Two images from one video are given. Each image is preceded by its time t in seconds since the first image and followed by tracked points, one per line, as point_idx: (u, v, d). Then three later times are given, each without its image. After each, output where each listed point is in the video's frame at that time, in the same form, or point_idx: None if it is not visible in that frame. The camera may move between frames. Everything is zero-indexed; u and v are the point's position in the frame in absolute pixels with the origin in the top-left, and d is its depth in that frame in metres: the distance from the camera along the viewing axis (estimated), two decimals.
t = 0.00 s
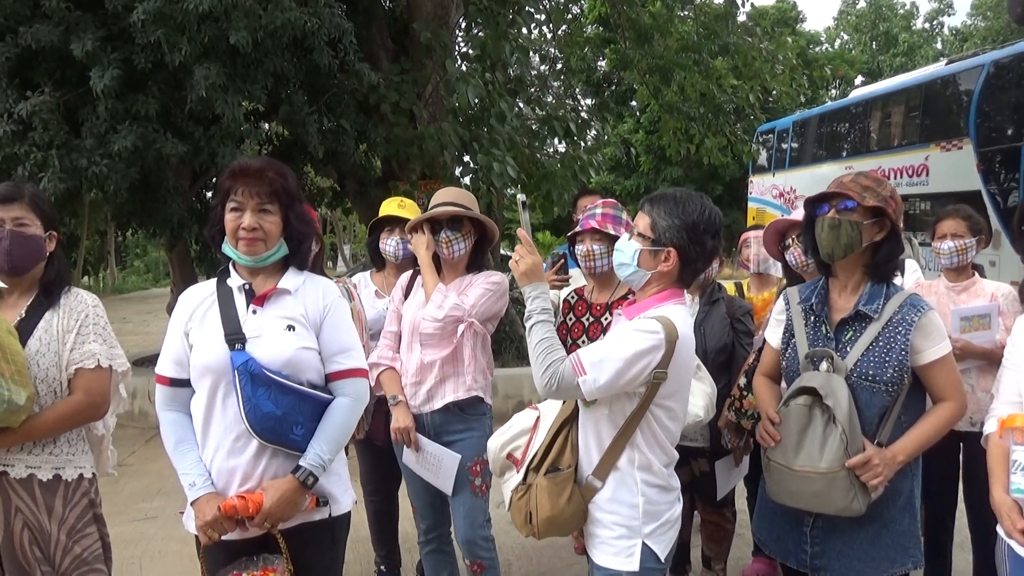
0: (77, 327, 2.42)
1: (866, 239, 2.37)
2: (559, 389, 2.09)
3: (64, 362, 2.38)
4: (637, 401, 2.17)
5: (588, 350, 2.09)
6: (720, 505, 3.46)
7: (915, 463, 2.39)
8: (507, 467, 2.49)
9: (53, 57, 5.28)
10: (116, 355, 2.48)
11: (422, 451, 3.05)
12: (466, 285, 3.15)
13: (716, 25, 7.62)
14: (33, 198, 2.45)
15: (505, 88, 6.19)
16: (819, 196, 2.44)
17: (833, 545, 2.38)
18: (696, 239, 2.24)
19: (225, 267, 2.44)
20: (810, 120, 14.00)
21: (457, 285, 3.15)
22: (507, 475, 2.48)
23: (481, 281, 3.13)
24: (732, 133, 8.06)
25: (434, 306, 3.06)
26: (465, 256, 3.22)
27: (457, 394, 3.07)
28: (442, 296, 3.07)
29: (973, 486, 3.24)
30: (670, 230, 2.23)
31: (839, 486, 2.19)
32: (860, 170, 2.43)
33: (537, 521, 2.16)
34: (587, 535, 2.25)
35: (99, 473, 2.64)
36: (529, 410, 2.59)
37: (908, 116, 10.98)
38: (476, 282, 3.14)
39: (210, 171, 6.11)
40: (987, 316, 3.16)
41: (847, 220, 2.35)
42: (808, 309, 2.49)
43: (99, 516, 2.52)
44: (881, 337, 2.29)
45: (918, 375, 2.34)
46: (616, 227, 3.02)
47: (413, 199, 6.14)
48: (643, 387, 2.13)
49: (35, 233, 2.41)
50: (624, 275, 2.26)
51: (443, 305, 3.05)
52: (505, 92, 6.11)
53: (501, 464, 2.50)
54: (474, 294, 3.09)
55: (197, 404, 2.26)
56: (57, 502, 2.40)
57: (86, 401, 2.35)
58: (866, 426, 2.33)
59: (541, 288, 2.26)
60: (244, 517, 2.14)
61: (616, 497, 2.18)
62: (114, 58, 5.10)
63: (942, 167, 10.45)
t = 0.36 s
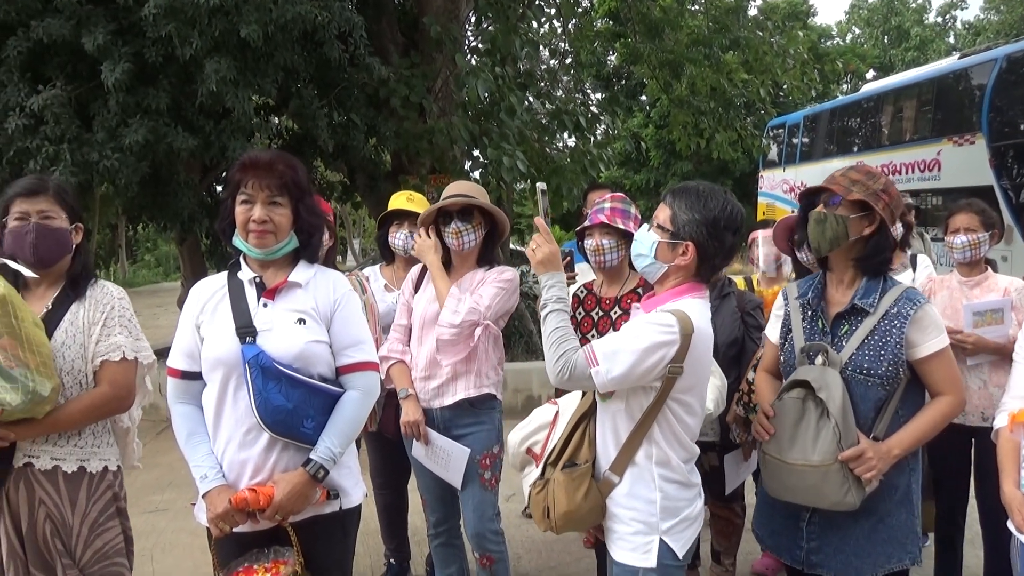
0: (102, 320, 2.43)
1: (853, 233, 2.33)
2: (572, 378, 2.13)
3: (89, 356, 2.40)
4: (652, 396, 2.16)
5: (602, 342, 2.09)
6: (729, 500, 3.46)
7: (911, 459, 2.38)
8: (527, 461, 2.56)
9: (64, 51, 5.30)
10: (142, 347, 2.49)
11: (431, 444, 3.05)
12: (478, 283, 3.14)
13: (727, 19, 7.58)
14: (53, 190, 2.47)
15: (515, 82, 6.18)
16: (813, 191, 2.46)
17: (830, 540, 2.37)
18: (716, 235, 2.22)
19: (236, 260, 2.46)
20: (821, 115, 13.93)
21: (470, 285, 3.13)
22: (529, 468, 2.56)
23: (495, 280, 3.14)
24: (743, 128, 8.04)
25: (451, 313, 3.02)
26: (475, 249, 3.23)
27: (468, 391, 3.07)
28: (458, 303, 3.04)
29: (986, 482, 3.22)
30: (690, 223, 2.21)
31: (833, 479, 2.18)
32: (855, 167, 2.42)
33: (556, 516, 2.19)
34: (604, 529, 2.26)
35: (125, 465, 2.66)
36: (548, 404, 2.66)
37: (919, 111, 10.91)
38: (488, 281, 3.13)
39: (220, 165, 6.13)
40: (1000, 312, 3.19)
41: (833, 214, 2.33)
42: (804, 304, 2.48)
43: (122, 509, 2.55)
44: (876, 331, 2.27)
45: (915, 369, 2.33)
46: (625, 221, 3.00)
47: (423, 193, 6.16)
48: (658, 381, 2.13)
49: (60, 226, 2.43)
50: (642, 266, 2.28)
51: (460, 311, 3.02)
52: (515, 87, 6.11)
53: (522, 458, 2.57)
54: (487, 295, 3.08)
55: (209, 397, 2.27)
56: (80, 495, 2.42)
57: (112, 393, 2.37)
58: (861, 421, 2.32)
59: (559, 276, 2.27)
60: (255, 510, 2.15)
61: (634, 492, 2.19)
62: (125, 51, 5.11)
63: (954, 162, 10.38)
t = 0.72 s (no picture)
0: (117, 310, 2.45)
1: (845, 232, 2.33)
2: (573, 370, 2.17)
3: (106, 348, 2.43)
4: (653, 392, 2.15)
5: (604, 336, 2.11)
6: (736, 496, 3.46)
7: (906, 457, 2.37)
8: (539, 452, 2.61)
9: (75, 44, 5.32)
10: (157, 336, 2.52)
11: (439, 438, 3.07)
12: (487, 273, 3.17)
13: (737, 15, 7.55)
14: (65, 182, 2.49)
15: (524, 78, 6.18)
16: (809, 186, 2.45)
17: (823, 539, 2.37)
18: (725, 231, 2.21)
19: (244, 254, 2.47)
20: (831, 112, 13.86)
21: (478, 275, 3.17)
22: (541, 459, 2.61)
23: (504, 270, 3.16)
24: (753, 124, 8.02)
25: (456, 298, 3.06)
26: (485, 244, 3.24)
27: (475, 383, 3.07)
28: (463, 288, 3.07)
29: (994, 480, 3.20)
30: (699, 217, 2.21)
31: (827, 475, 2.17)
32: (850, 163, 2.41)
33: (560, 507, 2.24)
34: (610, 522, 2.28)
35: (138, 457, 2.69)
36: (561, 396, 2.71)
37: (930, 107, 10.85)
38: (497, 272, 3.16)
39: (230, 159, 6.15)
40: (1009, 307, 3.17)
41: (825, 212, 2.34)
42: (800, 300, 2.48)
43: (133, 503, 2.57)
44: (873, 328, 2.27)
45: (912, 367, 2.32)
46: (634, 215, 3.05)
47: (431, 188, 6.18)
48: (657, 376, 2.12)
49: (73, 219, 2.45)
50: (651, 260, 2.30)
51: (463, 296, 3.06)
52: (524, 82, 6.11)
53: (535, 449, 2.62)
54: (494, 284, 3.11)
55: (218, 389, 2.29)
56: (92, 488, 2.44)
57: (131, 383, 2.40)
58: (856, 418, 2.32)
59: (564, 268, 2.31)
60: (262, 503, 2.16)
61: (635, 486, 2.20)
62: (136, 45, 5.14)
63: (965, 159, 10.33)
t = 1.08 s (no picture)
0: (114, 308, 2.45)
1: (844, 226, 2.32)
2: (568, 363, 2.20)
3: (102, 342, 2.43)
4: (647, 390, 2.15)
5: (600, 332, 2.13)
6: (742, 492, 3.46)
7: (908, 453, 2.37)
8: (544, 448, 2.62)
9: (80, 46, 5.34)
10: (153, 336, 2.49)
11: (445, 436, 3.08)
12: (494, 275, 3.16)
13: (741, 10, 7.53)
14: (70, 183, 2.50)
15: (527, 75, 6.18)
16: (809, 179, 2.44)
17: (826, 536, 2.37)
18: (727, 229, 2.20)
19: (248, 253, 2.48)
20: (836, 106, 13.81)
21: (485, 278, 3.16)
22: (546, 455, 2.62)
23: (510, 271, 3.15)
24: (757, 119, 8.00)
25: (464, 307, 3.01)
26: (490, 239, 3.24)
27: (482, 384, 3.08)
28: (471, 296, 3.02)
29: (1000, 475, 3.20)
30: (699, 215, 2.21)
31: (830, 474, 2.17)
32: (853, 158, 2.39)
33: (559, 502, 2.27)
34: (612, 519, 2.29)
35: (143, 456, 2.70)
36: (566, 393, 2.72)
37: (935, 101, 10.80)
38: (503, 275, 3.13)
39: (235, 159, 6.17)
40: (1015, 301, 3.16)
41: (824, 206, 2.34)
42: (798, 296, 2.48)
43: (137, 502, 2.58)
44: (871, 325, 2.27)
45: (911, 362, 2.32)
46: (637, 211, 3.04)
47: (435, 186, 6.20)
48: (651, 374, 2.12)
49: (74, 217, 2.45)
50: (654, 256, 2.33)
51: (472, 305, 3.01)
52: (526, 79, 6.11)
53: (540, 446, 2.63)
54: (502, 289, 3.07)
55: (223, 390, 2.30)
56: (94, 488, 2.45)
57: (116, 383, 2.37)
58: (857, 415, 2.32)
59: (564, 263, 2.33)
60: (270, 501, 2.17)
61: (634, 484, 2.20)
62: (140, 46, 5.15)
63: (971, 153, 10.29)
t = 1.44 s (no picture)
0: (110, 308, 2.45)
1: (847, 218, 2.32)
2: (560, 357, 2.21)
3: (97, 343, 2.43)
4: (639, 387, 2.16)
5: (591, 328, 2.14)
6: (742, 490, 3.46)
7: (907, 452, 2.37)
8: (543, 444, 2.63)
9: (81, 44, 5.34)
10: (150, 335, 2.50)
11: (445, 434, 3.08)
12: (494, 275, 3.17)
13: (742, 8, 7.53)
14: (71, 181, 2.50)
15: (527, 73, 6.18)
16: (822, 174, 2.46)
17: (826, 533, 2.37)
18: (719, 228, 2.19)
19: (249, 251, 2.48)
20: (837, 105, 13.80)
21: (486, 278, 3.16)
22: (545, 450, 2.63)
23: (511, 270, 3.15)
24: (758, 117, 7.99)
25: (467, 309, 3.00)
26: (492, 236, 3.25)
27: (482, 383, 3.08)
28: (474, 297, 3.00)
29: (1001, 474, 3.20)
30: (693, 212, 2.21)
31: (825, 474, 2.17)
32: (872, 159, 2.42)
33: (557, 497, 2.29)
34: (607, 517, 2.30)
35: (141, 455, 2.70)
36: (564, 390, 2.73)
37: (937, 99, 10.79)
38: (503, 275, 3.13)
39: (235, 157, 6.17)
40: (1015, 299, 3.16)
41: (830, 195, 2.33)
42: (799, 293, 2.48)
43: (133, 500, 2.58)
44: (870, 323, 2.26)
45: (910, 361, 2.32)
46: (638, 209, 3.03)
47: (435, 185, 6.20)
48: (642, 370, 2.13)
49: (69, 215, 2.46)
50: (649, 254, 2.34)
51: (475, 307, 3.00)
52: (527, 77, 6.11)
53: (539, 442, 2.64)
54: (503, 288, 3.08)
55: (223, 388, 2.31)
56: (89, 487, 2.46)
57: (113, 382, 2.38)
58: (855, 414, 2.32)
59: (558, 258, 2.34)
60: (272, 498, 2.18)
61: (628, 481, 2.21)
62: (141, 45, 5.15)
63: (972, 152, 10.28)
